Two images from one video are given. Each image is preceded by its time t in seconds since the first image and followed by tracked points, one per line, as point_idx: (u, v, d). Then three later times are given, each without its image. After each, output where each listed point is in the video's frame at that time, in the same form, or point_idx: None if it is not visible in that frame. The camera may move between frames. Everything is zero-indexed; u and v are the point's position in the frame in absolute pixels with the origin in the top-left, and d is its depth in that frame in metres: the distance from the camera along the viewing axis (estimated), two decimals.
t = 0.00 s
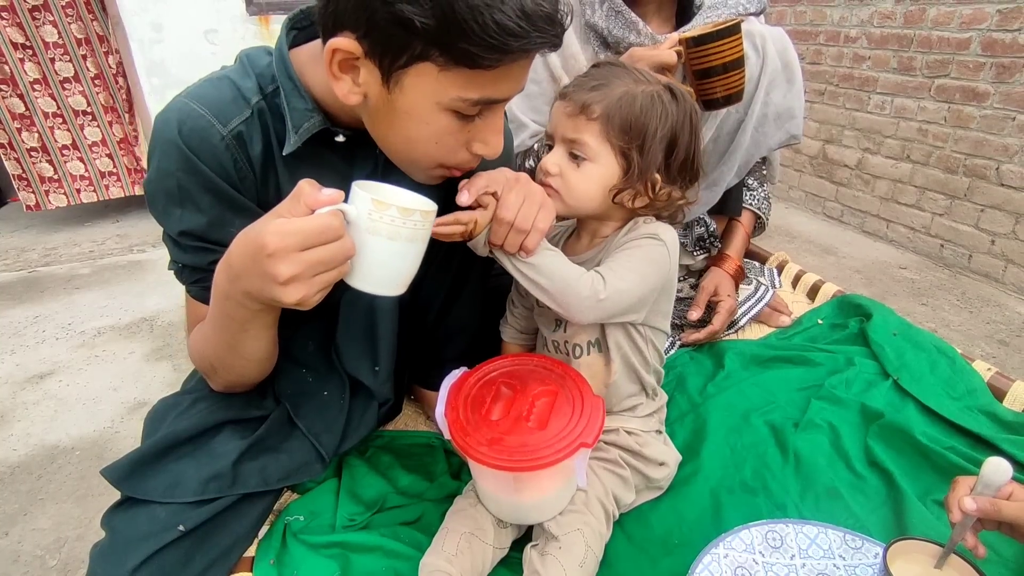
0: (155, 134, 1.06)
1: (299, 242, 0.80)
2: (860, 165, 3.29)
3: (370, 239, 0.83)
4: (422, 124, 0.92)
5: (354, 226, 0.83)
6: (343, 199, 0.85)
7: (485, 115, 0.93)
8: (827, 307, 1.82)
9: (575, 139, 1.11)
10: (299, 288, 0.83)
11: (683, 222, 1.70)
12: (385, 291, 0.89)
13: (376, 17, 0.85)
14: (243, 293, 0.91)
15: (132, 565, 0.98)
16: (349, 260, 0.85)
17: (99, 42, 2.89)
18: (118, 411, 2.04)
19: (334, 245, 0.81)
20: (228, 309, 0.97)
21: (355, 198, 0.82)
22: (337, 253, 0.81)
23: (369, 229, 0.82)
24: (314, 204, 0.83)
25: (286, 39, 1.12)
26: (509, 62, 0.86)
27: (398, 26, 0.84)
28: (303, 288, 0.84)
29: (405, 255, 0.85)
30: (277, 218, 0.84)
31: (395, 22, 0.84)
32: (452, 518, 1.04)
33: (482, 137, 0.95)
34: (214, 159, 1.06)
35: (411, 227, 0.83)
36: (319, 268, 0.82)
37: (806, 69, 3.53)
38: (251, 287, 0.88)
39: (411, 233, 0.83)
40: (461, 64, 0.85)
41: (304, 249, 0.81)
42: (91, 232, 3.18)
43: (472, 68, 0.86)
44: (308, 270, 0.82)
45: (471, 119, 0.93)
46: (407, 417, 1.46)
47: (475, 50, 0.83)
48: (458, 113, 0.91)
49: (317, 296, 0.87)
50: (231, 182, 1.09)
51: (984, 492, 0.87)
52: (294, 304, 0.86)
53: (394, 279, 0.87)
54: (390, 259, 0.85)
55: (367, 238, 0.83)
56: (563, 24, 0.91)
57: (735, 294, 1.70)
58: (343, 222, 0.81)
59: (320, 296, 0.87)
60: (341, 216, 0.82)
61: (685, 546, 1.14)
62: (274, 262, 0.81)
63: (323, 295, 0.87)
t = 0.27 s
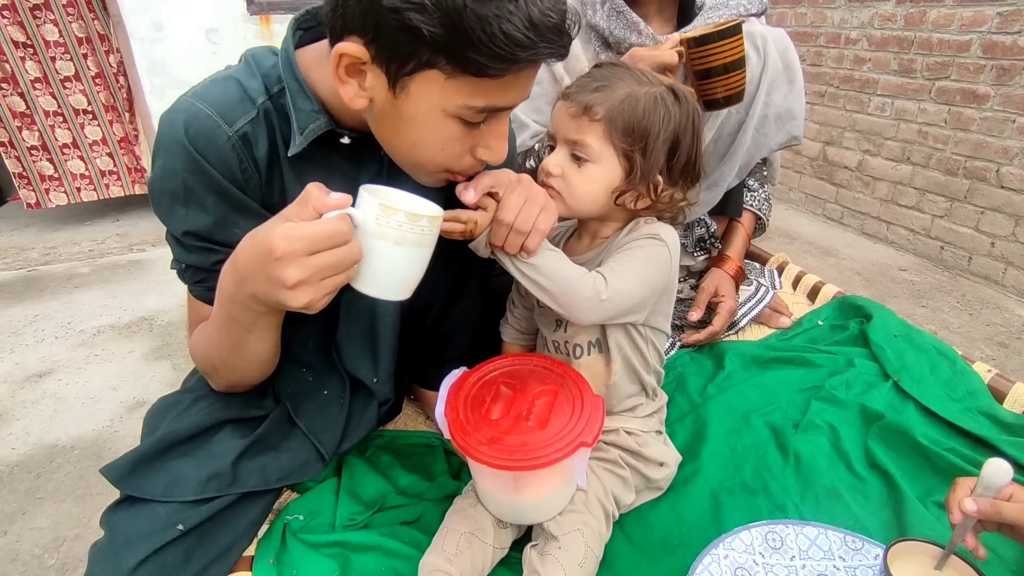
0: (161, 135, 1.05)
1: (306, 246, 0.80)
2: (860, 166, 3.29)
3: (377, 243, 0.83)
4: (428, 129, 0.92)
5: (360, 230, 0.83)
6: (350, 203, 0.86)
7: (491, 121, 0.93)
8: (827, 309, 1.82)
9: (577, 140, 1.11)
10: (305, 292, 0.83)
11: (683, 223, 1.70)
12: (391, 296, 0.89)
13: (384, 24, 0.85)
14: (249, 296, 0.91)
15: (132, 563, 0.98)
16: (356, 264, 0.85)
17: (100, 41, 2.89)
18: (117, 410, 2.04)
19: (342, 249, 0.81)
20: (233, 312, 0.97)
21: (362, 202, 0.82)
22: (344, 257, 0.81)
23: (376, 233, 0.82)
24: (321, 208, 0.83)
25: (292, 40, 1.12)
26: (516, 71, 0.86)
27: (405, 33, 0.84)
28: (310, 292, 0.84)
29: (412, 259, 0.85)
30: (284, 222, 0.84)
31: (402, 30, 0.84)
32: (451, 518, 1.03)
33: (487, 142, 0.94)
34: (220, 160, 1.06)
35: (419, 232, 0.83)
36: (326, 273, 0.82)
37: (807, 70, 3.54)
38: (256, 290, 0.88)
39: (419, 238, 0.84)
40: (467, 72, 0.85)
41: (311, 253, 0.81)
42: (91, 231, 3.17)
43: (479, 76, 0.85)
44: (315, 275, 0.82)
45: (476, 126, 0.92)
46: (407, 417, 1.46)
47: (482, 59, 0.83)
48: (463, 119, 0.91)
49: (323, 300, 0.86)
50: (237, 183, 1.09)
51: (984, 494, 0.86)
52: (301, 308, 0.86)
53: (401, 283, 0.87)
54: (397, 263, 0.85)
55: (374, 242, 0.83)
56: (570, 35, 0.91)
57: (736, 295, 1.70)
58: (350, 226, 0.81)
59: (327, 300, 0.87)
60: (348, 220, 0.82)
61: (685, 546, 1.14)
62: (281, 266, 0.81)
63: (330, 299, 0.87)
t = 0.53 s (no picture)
0: (164, 132, 1.05)
1: (310, 251, 0.79)
2: (861, 168, 3.29)
3: (382, 250, 0.83)
4: (431, 133, 0.91)
5: (365, 235, 0.83)
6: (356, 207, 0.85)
7: (494, 126, 0.93)
8: (828, 310, 1.82)
9: (582, 139, 1.11)
10: (310, 296, 0.83)
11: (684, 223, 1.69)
12: (396, 300, 0.88)
13: (390, 28, 0.85)
14: (253, 298, 0.91)
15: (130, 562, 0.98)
16: (361, 270, 0.85)
17: (100, 40, 2.89)
18: (117, 409, 2.03)
19: (346, 255, 0.81)
20: (236, 313, 0.96)
21: (366, 208, 0.82)
22: (348, 262, 0.81)
23: (380, 239, 0.82)
24: (325, 212, 0.83)
25: (296, 38, 1.12)
26: (521, 78, 0.86)
27: (411, 37, 0.84)
28: (315, 296, 0.84)
29: (417, 264, 0.85)
30: (289, 226, 0.83)
31: (408, 34, 0.84)
32: (452, 518, 1.03)
33: (489, 147, 0.94)
34: (223, 158, 1.05)
35: (423, 237, 0.82)
36: (331, 278, 0.82)
37: (808, 72, 3.54)
38: (259, 292, 0.88)
39: (423, 244, 0.83)
40: (473, 78, 0.85)
41: (316, 258, 0.81)
42: (91, 230, 3.17)
43: (485, 82, 0.85)
44: (320, 279, 0.82)
45: (479, 130, 0.92)
46: (407, 416, 1.46)
47: (488, 67, 0.83)
48: (467, 124, 0.91)
49: (328, 304, 0.86)
50: (239, 181, 1.08)
51: (987, 496, 0.86)
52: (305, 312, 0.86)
53: (406, 288, 0.87)
54: (402, 269, 0.84)
55: (379, 249, 0.83)
56: (576, 43, 0.91)
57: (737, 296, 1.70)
58: (355, 232, 0.81)
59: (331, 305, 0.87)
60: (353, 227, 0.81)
61: (685, 547, 1.14)
62: (286, 271, 0.81)
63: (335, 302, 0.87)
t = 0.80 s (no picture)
0: (166, 131, 1.05)
1: (315, 252, 0.79)
2: (861, 169, 3.29)
3: (385, 250, 0.82)
4: (433, 130, 0.91)
5: (369, 236, 0.83)
6: (360, 208, 0.85)
7: (497, 124, 0.92)
8: (829, 311, 1.82)
9: (586, 138, 1.10)
10: (313, 297, 0.83)
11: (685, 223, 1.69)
12: (399, 301, 0.88)
13: (395, 23, 0.85)
14: (256, 298, 0.91)
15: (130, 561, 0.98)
16: (365, 270, 0.85)
17: (101, 38, 2.89)
18: (116, 408, 2.03)
19: (350, 255, 0.81)
20: (238, 313, 0.96)
21: (371, 208, 0.82)
22: (352, 263, 0.81)
23: (384, 239, 0.82)
24: (330, 213, 0.83)
25: (298, 37, 1.11)
26: (524, 75, 0.86)
27: (415, 33, 0.84)
28: (318, 298, 0.83)
29: (420, 266, 0.84)
30: (293, 227, 0.83)
31: (412, 29, 0.84)
32: (452, 518, 1.03)
33: (491, 145, 0.94)
34: (225, 157, 1.05)
35: (427, 238, 0.82)
36: (335, 279, 0.82)
37: (808, 73, 3.54)
38: (262, 292, 0.88)
39: (427, 245, 0.83)
40: (477, 75, 0.85)
41: (320, 259, 0.80)
42: (91, 228, 3.17)
43: (488, 78, 0.85)
44: (324, 280, 0.81)
45: (482, 128, 0.92)
46: (406, 416, 1.46)
47: (492, 62, 0.83)
48: (469, 121, 0.90)
49: (331, 305, 0.86)
50: (241, 180, 1.08)
51: (989, 497, 0.86)
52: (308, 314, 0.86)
53: (409, 290, 0.87)
54: (406, 270, 0.84)
55: (383, 249, 0.83)
56: (579, 40, 0.91)
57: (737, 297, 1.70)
58: (359, 232, 0.81)
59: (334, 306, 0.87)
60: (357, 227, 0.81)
61: (686, 548, 1.14)
62: (289, 271, 0.81)
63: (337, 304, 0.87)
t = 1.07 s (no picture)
0: (167, 130, 1.05)
1: (316, 253, 0.79)
2: (861, 170, 3.29)
3: (387, 254, 0.83)
4: (431, 130, 0.91)
5: (370, 239, 0.83)
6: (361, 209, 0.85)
7: (494, 125, 0.92)
8: (828, 312, 1.82)
9: (587, 138, 1.10)
10: (315, 299, 0.83)
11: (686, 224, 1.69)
12: (402, 305, 0.88)
13: (393, 20, 0.85)
14: (257, 298, 0.91)
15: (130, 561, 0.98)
16: (366, 273, 0.85)
17: (101, 36, 2.89)
18: (115, 407, 2.03)
19: (352, 257, 0.81)
20: (239, 313, 0.97)
21: (373, 211, 0.82)
22: (353, 265, 0.81)
23: (386, 242, 0.82)
24: (332, 214, 0.83)
25: (297, 37, 1.11)
26: (522, 75, 0.85)
27: (413, 31, 0.84)
28: (319, 299, 0.84)
29: (422, 269, 0.85)
30: (294, 228, 0.83)
31: (410, 27, 0.84)
32: (452, 518, 1.03)
33: (489, 146, 0.94)
34: (225, 156, 1.05)
35: (429, 241, 0.82)
36: (336, 280, 0.82)
37: (809, 73, 3.53)
38: (263, 292, 0.88)
39: (430, 248, 0.83)
40: (474, 74, 0.85)
41: (321, 260, 0.80)
42: (91, 226, 3.17)
43: (485, 78, 0.85)
44: (325, 281, 0.82)
45: (479, 129, 0.92)
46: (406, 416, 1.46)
47: (490, 62, 0.83)
48: (467, 121, 0.90)
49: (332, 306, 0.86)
50: (241, 179, 1.08)
51: (988, 499, 0.86)
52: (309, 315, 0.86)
53: (411, 293, 0.87)
54: (407, 273, 0.84)
55: (385, 253, 0.83)
56: (578, 41, 0.91)
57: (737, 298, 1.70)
58: (360, 234, 0.81)
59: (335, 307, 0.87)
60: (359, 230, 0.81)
61: (685, 549, 1.14)
62: (291, 272, 0.81)
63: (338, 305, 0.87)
